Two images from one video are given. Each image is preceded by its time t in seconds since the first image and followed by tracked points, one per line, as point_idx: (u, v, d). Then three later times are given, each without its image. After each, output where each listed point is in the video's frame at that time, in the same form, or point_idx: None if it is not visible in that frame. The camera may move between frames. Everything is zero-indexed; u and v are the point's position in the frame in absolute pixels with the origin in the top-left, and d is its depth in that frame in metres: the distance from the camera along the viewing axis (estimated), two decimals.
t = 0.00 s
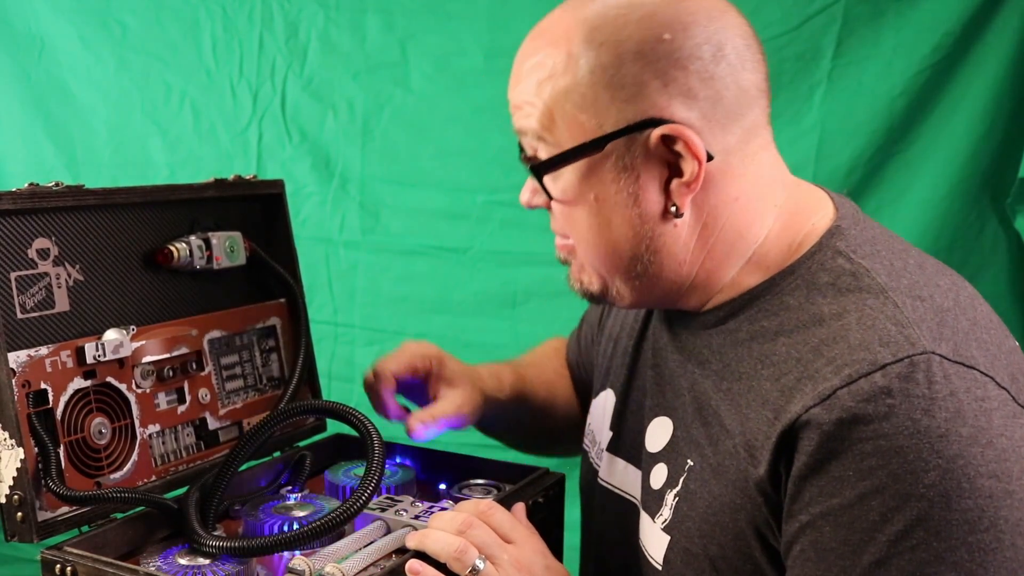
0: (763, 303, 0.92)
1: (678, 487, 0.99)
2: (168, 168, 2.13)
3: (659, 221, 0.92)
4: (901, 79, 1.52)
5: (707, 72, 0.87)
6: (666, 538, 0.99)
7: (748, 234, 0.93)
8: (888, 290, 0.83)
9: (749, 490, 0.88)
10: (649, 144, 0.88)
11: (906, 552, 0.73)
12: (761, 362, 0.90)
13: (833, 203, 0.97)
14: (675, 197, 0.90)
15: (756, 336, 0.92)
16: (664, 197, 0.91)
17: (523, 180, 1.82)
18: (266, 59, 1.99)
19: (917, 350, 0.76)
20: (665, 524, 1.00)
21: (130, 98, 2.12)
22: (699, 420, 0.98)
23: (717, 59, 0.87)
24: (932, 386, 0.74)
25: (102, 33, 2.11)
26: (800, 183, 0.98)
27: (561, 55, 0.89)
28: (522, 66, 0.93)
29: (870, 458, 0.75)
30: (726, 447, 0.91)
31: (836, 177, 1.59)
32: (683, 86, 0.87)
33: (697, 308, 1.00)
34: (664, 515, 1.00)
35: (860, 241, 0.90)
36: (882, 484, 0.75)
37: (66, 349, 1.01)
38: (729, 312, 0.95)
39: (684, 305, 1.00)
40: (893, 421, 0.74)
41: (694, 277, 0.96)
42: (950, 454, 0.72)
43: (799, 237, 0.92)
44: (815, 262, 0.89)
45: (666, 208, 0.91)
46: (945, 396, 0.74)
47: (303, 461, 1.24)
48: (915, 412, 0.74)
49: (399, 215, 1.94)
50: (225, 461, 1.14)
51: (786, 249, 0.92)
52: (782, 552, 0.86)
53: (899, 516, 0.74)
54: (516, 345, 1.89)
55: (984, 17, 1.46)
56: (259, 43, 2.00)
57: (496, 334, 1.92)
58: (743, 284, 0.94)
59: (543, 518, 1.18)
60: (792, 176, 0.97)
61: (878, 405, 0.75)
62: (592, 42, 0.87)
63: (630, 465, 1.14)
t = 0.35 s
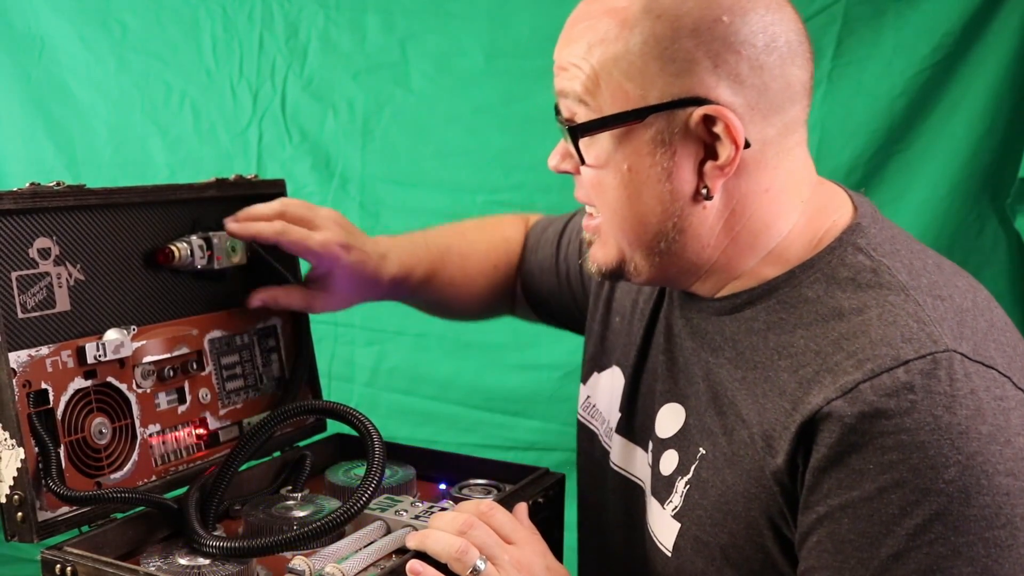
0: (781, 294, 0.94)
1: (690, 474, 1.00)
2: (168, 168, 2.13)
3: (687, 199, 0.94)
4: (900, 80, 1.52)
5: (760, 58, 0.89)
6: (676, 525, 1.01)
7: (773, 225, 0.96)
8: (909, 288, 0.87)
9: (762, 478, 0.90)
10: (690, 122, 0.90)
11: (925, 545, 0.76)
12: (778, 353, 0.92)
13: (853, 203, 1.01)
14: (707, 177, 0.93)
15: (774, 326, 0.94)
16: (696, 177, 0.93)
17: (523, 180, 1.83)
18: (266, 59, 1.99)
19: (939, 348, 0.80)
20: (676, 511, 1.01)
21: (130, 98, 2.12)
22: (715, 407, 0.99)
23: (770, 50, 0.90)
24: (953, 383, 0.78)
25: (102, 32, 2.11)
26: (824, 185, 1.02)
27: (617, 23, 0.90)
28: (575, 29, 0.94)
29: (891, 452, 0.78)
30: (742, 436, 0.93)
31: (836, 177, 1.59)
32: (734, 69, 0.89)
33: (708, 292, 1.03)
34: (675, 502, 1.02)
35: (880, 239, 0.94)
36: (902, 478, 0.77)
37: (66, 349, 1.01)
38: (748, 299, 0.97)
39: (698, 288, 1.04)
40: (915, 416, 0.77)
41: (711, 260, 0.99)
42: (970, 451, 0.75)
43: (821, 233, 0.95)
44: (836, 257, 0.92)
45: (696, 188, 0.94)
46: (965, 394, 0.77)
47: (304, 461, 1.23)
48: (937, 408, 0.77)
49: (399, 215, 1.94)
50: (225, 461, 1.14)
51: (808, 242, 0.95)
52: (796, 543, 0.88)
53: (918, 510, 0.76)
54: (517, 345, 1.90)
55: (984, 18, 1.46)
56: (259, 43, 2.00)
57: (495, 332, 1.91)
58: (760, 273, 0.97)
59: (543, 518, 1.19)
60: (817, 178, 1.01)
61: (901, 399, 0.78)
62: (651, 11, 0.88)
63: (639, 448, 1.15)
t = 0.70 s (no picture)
0: (794, 293, 0.94)
1: (695, 466, 1.01)
2: (168, 168, 2.13)
3: (712, 190, 0.95)
4: (900, 79, 1.52)
5: (791, 48, 0.90)
6: (677, 517, 1.02)
7: (791, 224, 0.96)
8: (927, 296, 0.88)
9: (771, 477, 0.91)
10: (719, 112, 0.90)
11: (935, 555, 0.76)
12: (788, 352, 0.93)
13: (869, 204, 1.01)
14: (733, 168, 0.93)
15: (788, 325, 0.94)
16: (721, 168, 0.94)
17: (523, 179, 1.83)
18: (266, 59, 2.00)
19: (956, 358, 0.81)
20: (679, 504, 1.02)
21: (130, 98, 2.12)
22: (726, 402, 0.99)
23: (800, 43, 0.90)
24: (970, 394, 0.78)
25: (102, 33, 2.11)
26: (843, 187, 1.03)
27: (645, 12, 0.90)
28: (602, 18, 0.94)
29: (904, 460, 0.78)
30: (750, 434, 0.94)
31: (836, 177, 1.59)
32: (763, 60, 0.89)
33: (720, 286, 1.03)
34: (678, 494, 1.02)
35: (898, 244, 0.94)
36: (915, 487, 0.77)
37: (65, 349, 1.01)
38: (761, 295, 0.97)
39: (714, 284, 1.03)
40: (931, 425, 0.77)
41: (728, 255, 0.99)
42: (983, 462, 0.75)
43: (837, 233, 0.96)
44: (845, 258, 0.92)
45: (721, 179, 0.94)
46: (981, 405, 0.78)
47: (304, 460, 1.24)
48: (953, 419, 0.77)
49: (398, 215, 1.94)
50: (225, 461, 1.14)
51: (826, 242, 0.95)
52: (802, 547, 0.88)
53: (930, 519, 0.76)
54: (517, 345, 1.89)
55: (984, 18, 1.46)
56: (259, 43, 2.00)
57: (495, 333, 1.91)
58: (776, 270, 0.97)
59: (543, 518, 1.19)
60: (836, 179, 1.02)
61: (916, 408, 0.79)
62: None
63: (641, 435, 1.15)
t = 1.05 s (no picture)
0: (777, 279, 0.94)
1: (677, 448, 1.01)
2: (168, 168, 2.13)
3: (705, 176, 0.94)
4: (900, 80, 1.52)
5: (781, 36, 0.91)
6: (659, 497, 1.02)
7: (778, 213, 0.97)
8: (902, 278, 0.88)
9: (750, 456, 0.90)
10: (713, 99, 0.91)
11: (920, 533, 0.77)
12: (768, 335, 0.93)
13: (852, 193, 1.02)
14: (725, 154, 0.93)
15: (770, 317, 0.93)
16: (715, 154, 0.94)
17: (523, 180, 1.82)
18: (266, 59, 2.00)
19: (930, 337, 0.81)
20: (661, 485, 1.02)
21: (130, 98, 2.12)
22: (706, 382, 1.00)
23: (789, 32, 0.91)
24: (945, 370, 0.79)
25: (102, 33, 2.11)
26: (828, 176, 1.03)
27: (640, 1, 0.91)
28: (597, 10, 0.95)
29: (884, 440, 0.79)
30: (731, 414, 0.94)
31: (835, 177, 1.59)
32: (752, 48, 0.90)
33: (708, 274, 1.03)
34: (660, 476, 1.02)
35: (877, 232, 0.94)
36: (895, 465, 0.78)
37: (66, 349, 1.01)
38: (746, 283, 0.97)
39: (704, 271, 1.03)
40: (907, 403, 0.78)
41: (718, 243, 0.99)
42: (960, 437, 0.77)
43: (820, 222, 0.96)
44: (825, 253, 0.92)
45: (714, 166, 0.94)
46: (956, 381, 0.79)
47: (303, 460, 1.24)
48: (928, 396, 0.78)
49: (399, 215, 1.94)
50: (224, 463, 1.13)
51: (810, 230, 0.96)
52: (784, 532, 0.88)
53: (912, 496, 0.77)
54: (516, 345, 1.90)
55: (984, 18, 1.46)
56: (259, 43, 2.00)
57: (496, 333, 1.91)
58: (765, 257, 0.97)
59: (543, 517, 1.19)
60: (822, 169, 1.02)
61: (891, 389, 0.79)
62: None
63: (629, 424, 1.14)
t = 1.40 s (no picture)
0: (756, 259, 0.99)
1: (665, 434, 1.03)
2: (168, 168, 2.13)
3: (667, 175, 1.00)
4: (900, 80, 1.52)
5: (728, 42, 0.96)
6: (654, 483, 1.03)
7: (745, 203, 1.02)
8: (873, 239, 0.93)
9: (737, 421, 0.93)
10: (668, 101, 0.97)
11: (910, 466, 0.77)
12: (750, 307, 0.96)
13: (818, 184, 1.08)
14: (683, 153, 0.99)
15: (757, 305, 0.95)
16: (674, 153, 0.99)
17: (523, 179, 1.82)
18: (266, 59, 2.00)
19: (903, 281, 0.86)
20: (654, 472, 1.03)
21: (130, 97, 2.12)
22: (694, 366, 1.01)
23: (741, 33, 0.97)
24: (920, 309, 0.83)
25: (102, 32, 2.11)
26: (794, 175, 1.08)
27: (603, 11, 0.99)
28: (568, 22, 1.03)
29: (866, 379, 0.81)
30: (720, 385, 0.96)
31: (836, 177, 1.59)
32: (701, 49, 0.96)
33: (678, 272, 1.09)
34: (652, 463, 1.04)
35: (843, 207, 1.00)
36: (879, 405, 0.80)
37: (66, 349, 1.00)
38: (723, 270, 1.02)
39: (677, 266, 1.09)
40: (886, 342, 0.81)
41: (687, 236, 1.04)
42: (940, 370, 0.79)
43: (788, 207, 1.01)
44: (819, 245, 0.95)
45: (675, 164, 1.00)
46: (932, 319, 0.82)
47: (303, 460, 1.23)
48: (906, 333, 0.81)
49: (398, 215, 1.94)
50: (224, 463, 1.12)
51: (775, 216, 1.01)
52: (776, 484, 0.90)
53: (901, 430, 0.78)
54: (516, 345, 1.90)
55: (984, 18, 1.46)
56: (259, 43, 2.00)
57: (496, 333, 1.92)
58: (733, 246, 1.02)
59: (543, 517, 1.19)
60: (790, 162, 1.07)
61: (871, 329, 0.83)
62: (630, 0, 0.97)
63: (618, 440, 1.19)
